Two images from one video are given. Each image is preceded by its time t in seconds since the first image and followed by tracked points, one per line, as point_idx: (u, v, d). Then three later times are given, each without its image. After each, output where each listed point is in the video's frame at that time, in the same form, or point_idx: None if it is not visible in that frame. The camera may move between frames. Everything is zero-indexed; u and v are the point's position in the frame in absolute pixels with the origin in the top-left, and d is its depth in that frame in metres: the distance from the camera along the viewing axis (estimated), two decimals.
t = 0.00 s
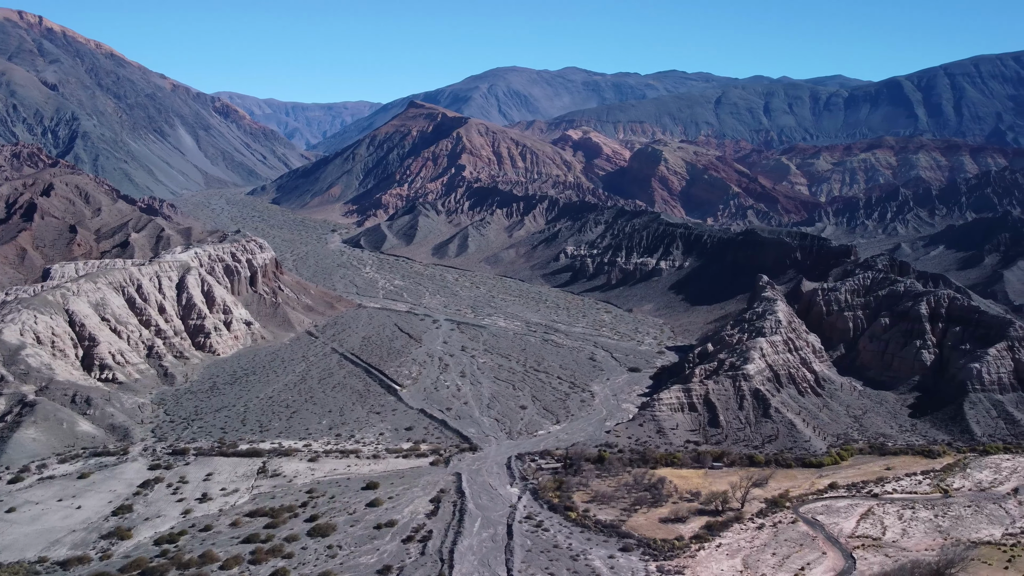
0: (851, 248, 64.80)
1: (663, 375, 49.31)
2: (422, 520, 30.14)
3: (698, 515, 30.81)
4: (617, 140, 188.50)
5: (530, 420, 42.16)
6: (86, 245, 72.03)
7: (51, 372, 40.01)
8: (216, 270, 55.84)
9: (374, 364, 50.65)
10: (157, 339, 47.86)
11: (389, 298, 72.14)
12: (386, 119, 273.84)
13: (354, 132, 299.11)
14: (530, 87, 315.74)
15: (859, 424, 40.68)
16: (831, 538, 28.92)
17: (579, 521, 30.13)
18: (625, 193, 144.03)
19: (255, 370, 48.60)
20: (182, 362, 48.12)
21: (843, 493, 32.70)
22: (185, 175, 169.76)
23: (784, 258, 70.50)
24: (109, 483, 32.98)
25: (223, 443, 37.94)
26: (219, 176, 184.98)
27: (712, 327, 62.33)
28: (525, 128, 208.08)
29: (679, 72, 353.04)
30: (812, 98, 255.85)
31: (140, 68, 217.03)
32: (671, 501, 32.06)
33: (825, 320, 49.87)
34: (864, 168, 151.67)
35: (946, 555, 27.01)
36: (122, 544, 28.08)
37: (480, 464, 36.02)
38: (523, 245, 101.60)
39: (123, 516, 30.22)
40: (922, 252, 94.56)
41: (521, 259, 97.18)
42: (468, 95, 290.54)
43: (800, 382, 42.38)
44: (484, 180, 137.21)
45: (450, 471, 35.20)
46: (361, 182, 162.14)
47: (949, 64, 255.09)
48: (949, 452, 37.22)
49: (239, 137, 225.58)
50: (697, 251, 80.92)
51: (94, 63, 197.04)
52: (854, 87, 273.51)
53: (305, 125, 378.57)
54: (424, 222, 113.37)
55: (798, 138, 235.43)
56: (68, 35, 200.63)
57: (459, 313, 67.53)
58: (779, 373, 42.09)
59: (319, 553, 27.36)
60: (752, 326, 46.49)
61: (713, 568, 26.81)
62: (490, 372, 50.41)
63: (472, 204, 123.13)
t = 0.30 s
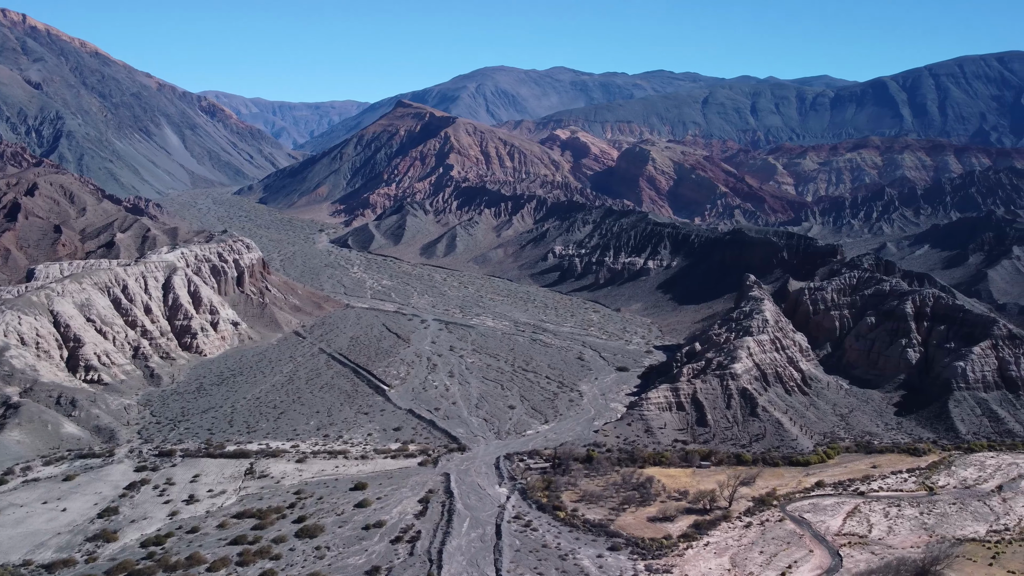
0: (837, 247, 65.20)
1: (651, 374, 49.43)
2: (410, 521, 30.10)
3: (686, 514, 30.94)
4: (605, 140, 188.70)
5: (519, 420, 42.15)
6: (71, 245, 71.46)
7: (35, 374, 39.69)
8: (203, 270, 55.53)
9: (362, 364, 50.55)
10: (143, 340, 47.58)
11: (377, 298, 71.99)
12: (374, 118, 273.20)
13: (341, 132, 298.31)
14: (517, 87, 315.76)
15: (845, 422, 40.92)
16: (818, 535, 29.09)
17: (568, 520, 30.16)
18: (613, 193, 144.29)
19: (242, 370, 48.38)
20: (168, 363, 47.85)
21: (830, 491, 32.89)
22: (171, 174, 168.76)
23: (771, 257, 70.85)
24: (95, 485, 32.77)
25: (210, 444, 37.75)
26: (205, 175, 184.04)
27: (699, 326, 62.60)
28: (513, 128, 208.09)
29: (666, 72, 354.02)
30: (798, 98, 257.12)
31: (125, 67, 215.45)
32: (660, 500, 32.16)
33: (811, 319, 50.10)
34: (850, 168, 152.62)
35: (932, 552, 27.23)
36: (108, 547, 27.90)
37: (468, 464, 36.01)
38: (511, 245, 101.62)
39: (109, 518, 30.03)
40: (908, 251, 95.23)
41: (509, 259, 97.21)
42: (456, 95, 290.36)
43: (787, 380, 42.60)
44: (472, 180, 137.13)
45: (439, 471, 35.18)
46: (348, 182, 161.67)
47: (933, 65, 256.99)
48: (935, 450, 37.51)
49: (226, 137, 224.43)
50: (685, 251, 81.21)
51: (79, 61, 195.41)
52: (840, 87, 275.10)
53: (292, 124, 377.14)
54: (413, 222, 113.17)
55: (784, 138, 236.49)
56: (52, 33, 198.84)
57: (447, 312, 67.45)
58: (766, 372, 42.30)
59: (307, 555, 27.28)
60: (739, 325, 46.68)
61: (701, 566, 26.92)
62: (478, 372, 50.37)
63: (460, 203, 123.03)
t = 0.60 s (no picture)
0: (823, 246, 65.56)
1: (639, 374, 49.53)
2: (399, 522, 30.02)
3: (674, 512, 31.03)
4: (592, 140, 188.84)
5: (508, 420, 42.15)
6: (55, 245, 70.89)
7: (18, 376, 39.33)
8: (189, 271, 55.24)
9: (350, 364, 50.48)
10: (128, 341, 47.27)
11: (365, 297, 71.82)
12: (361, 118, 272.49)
13: (329, 131, 297.18)
14: (505, 86, 315.65)
15: (832, 421, 41.15)
16: (806, 533, 29.24)
17: (556, 520, 30.19)
18: (601, 192, 144.48)
19: (229, 371, 48.13)
20: (154, 364, 47.53)
21: (817, 490, 33.08)
22: (156, 174, 167.73)
23: (757, 256, 71.16)
24: (80, 487, 32.52)
25: (197, 445, 37.54)
26: (191, 175, 183.07)
27: (687, 325, 62.82)
28: (501, 127, 208.00)
29: (654, 72, 354.75)
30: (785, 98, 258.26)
31: (110, 65, 213.89)
32: (648, 499, 32.26)
33: (798, 318, 50.34)
34: (835, 167, 153.53)
35: (918, 549, 27.41)
36: (94, 549, 27.68)
37: (457, 464, 35.98)
38: (499, 245, 101.56)
39: (94, 521, 29.80)
40: (893, 251, 95.82)
41: (497, 258, 97.20)
42: (444, 94, 290.01)
43: (774, 379, 42.80)
44: (460, 180, 136.98)
45: (427, 471, 35.14)
46: (336, 181, 161.21)
47: (917, 66, 258.80)
48: (920, 448, 37.81)
49: (212, 136, 223.19)
50: (672, 250, 81.47)
51: (63, 60, 193.83)
52: (825, 88, 276.51)
53: (279, 124, 375.71)
54: (400, 221, 112.94)
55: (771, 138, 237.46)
56: (35, 31, 197.06)
57: (435, 312, 67.35)
58: (753, 371, 42.48)
59: (295, 556, 27.16)
60: (726, 324, 46.87)
61: (688, 565, 27.01)
62: (466, 372, 50.33)
63: (448, 203, 122.89)
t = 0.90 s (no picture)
0: (814, 246, 65.72)
1: (632, 373, 49.61)
2: (391, 522, 29.98)
3: (666, 512, 31.08)
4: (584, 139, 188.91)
5: (500, 420, 42.14)
6: (45, 245, 70.58)
7: (8, 377, 39.06)
8: (180, 271, 55.07)
9: (343, 364, 50.36)
10: (119, 342, 47.07)
11: (357, 297, 71.72)
12: (353, 117, 271.98)
13: (320, 131, 296.54)
14: (497, 86, 315.63)
15: (824, 420, 41.29)
16: (797, 532, 29.34)
17: (549, 520, 30.20)
18: (593, 192, 144.60)
19: (221, 372, 47.97)
20: (145, 364, 47.36)
21: (808, 488, 33.19)
22: (147, 173, 167.19)
23: (749, 256, 71.31)
24: (71, 489, 32.36)
25: (188, 446, 37.42)
26: (182, 174, 182.54)
27: (679, 325, 62.97)
28: (493, 127, 207.86)
29: (645, 72, 355.21)
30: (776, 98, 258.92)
31: (100, 64, 212.89)
32: (640, 499, 32.32)
33: (790, 318, 50.50)
34: (826, 167, 154.08)
35: (908, 548, 27.56)
36: (84, 551, 27.55)
37: (449, 465, 35.97)
38: (491, 245, 101.54)
39: (85, 522, 29.65)
40: (884, 250, 96.23)
41: (490, 258, 97.21)
42: (436, 94, 289.81)
43: (766, 379, 42.92)
44: (452, 179, 136.88)
45: (420, 471, 35.11)
46: (328, 181, 160.91)
47: (908, 66, 259.90)
48: (911, 447, 38.00)
49: (203, 135, 222.47)
50: (664, 250, 81.63)
51: (53, 59, 192.83)
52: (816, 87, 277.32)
53: (270, 123, 374.71)
54: (393, 221, 112.79)
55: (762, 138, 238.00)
56: (25, 30, 195.96)
57: (428, 312, 67.27)
58: (745, 371, 42.60)
59: (287, 557, 27.09)
60: (718, 324, 46.99)
61: (681, 564, 27.05)
62: (459, 372, 50.30)
63: (441, 203, 122.79)
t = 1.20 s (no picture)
0: (806, 245, 65.91)
1: (624, 373, 49.65)
2: (383, 523, 29.93)
3: (658, 512, 31.12)
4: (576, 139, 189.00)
5: (492, 420, 42.14)
6: (35, 245, 70.18)
7: None
8: (171, 271, 54.86)
9: (335, 364, 50.25)
10: (110, 342, 46.87)
11: (349, 297, 71.56)
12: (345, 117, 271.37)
13: (312, 130, 296.03)
14: (489, 85, 315.54)
15: (815, 419, 41.44)
16: (789, 531, 29.44)
17: (541, 520, 30.21)
18: (586, 191, 144.66)
19: (212, 372, 47.79)
20: (136, 365, 47.15)
21: (800, 487, 33.31)
22: (138, 173, 166.52)
23: (740, 255, 71.50)
24: (61, 491, 32.21)
25: (180, 447, 37.30)
26: (173, 174, 181.88)
27: (671, 324, 63.09)
28: (485, 126, 207.78)
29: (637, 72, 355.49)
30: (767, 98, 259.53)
31: (90, 63, 211.75)
32: (633, 498, 32.36)
33: (781, 317, 50.62)
34: (818, 167, 154.60)
35: (899, 546, 27.67)
36: (75, 553, 27.41)
37: (442, 465, 35.95)
38: (483, 244, 101.45)
39: (75, 524, 29.52)
40: (874, 250, 96.62)
41: (482, 258, 97.16)
42: (428, 93, 289.59)
43: (757, 378, 43.05)
44: (444, 179, 136.76)
45: (412, 471, 35.08)
46: (320, 180, 160.58)
47: (898, 65, 260.96)
48: (902, 446, 38.21)
49: (194, 135, 221.68)
50: (657, 250, 81.79)
51: (42, 58, 191.66)
52: (807, 87, 278.10)
53: (262, 122, 373.64)
54: (385, 221, 112.58)
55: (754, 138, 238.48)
56: (14, 29, 194.73)
57: (420, 312, 67.18)
58: (737, 370, 42.71)
59: (280, 558, 27.04)
60: (710, 324, 47.07)
61: (673, 564, 27.10)
62: (451, 372, 50.27)
63: (433, 203, 122.64)
